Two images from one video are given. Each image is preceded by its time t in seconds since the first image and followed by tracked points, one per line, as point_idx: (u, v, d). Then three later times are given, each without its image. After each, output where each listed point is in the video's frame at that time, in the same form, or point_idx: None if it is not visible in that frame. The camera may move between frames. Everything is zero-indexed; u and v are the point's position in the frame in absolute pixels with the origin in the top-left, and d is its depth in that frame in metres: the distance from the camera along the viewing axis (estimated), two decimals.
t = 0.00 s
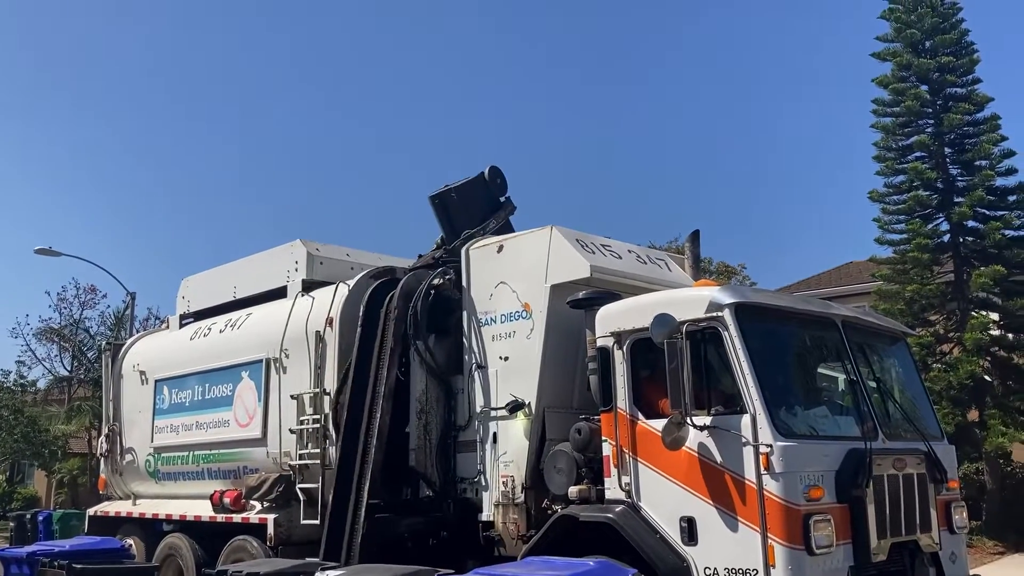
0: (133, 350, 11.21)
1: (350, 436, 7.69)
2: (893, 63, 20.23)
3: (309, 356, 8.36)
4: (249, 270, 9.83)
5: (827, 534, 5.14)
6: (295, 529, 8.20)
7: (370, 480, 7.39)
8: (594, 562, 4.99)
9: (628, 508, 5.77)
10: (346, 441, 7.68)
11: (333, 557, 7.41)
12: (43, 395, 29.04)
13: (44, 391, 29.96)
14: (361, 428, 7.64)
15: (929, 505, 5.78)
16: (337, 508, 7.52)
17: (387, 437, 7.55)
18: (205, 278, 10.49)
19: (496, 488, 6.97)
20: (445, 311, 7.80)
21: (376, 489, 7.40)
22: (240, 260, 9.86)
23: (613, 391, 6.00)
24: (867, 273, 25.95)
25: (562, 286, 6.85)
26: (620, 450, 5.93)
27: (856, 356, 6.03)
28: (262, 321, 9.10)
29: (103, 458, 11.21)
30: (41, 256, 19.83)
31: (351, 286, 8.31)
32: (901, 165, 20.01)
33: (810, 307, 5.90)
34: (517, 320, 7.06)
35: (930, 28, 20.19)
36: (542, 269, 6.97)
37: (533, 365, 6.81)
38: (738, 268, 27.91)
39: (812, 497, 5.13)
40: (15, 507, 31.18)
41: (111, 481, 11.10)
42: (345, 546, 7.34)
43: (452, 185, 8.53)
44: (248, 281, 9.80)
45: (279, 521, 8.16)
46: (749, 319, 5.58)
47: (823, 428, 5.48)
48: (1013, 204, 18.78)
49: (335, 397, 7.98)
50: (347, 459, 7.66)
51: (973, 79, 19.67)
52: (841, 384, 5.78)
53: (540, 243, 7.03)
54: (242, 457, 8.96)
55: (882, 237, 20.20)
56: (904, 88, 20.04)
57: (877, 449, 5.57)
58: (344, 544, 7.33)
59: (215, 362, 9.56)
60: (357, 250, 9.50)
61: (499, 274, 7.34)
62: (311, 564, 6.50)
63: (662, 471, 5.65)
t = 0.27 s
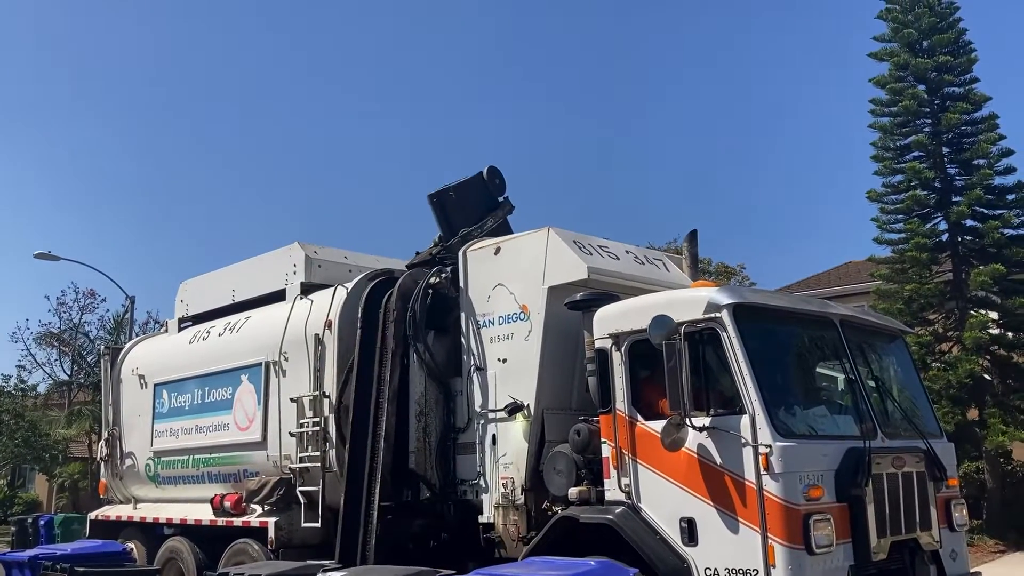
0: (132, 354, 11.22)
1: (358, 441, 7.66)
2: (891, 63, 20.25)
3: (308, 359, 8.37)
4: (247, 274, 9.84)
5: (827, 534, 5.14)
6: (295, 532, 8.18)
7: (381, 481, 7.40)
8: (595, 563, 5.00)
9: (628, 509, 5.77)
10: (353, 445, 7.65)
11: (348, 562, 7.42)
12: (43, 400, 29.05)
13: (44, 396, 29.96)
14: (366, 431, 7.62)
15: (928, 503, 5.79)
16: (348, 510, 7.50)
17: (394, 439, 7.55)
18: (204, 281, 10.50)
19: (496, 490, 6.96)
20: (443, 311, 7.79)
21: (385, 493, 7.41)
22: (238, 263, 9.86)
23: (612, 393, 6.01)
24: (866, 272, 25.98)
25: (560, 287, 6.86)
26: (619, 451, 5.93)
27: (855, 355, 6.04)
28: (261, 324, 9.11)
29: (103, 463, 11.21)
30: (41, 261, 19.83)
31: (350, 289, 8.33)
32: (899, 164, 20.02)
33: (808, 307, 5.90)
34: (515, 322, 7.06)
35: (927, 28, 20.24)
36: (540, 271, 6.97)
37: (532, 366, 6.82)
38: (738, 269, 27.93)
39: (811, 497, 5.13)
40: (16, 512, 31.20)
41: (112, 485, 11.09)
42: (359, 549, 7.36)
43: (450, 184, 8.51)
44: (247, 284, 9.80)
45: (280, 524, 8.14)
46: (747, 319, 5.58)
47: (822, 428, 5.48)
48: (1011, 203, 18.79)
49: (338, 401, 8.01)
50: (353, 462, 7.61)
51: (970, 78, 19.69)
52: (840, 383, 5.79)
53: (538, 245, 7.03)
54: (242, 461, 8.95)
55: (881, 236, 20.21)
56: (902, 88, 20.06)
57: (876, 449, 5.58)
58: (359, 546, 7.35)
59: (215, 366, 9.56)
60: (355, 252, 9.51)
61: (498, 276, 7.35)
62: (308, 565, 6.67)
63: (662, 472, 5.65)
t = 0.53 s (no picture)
0: (133, 357, 11.22)
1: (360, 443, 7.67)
2: (891, 62, 20.26)
3: (309, 361, 8.37)
4: (249, 276, 9.84)
5: (830, 533, 5.14)
6: (297, 534, 8.13)
7: (382, 482, 7.38)
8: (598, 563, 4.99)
9: (631, 509, 5.77)
10: (355, 448, 7.63)
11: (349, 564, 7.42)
12: (44, 404, 29.04)
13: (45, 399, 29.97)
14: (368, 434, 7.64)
15: (931, 503, 5.78)
16: (349, 513, 7.49)
17: (396, 441, 7.52)
18: (205, 284, 10.50)
19: (498, 491, 6.96)
20: (444, 313, 7.80)
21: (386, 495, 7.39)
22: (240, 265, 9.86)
23: (614, 394, 6.00)
24: (867, 272, 25.99)
25: (562, 288, 6.85)
26: (622, 451, 5.92)
27: (857, 355, 6.03)
28: (263, 327, 9.10)
29: (105, 466, 11.20)
30: (42, 265, 19.83)
31: (352, 291, 8.32)
32: (899, 164, 20.02)
33: (810, 306, 5.90)
34: (517, 323, 7.06)
35: (926, 27, 20.22)
36: (541, 271, 6.97)
37: (534, 367, 6.81)
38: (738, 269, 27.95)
39: (815, 497, 5.12)
40: (17, 516, 31.20)
41: (113, 488, 11.09)
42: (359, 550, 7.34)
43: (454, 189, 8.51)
44: (248, 286, 9.80)
45: (281, 526, 8.09)
46: (749, 319, 5.58)
47: (824, 427, 5.48)
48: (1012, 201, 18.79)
49: (342, 403, 8.03)
50: (356, 464, 7.59)
51: (970, 77, 19.70)
52: (842, 383, 5.78)
53: (540, 246, 7.03)
54: (244, 463, 8.95)
55: (881, 235, 20.22)
56: (902, 87, 20.07)
57: (879, 448, 5.57)
58: (360, 547, 7.34)
59: (216, 368, 9.56)
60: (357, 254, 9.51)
61: (499, 277, 7.35)
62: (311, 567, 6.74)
63: (664, 472, 5.65)
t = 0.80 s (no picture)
0: (138, 361, 11.23)
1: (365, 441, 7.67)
2: (893, 61, 20.24)
3: (313, 363, 8.37)
4: (252, 278, 9.85)
5: (836, 533, 5.13)
6: (302, 536, 8.13)
7: (387, 486, 7.34)
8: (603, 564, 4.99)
9: (635, 510, 5.78)
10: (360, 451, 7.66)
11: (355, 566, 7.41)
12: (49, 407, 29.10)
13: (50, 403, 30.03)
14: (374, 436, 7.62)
15: (937, 502, 5.76)
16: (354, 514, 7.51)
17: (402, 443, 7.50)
18: (209, 287, 10.51)
19: (502, 492, 6.96)
20: (448, 314, 7.74)
21: (393, 496, 7.36)
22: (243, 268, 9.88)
23: (619, 395, 6.00)
24: (871, 271, 25.98)
25: (566, 289, 6.85)
26: (626, 452, 5.92)
27: (861, 354, 6.02)
28: (267, 329, 9.11)
29: (110, 469, 11.21)
30: (46, 268, 19.87)
31: (354, 294, 8.29)
32: (903, 163, 20.00)
33: (815, 306, 5.89)
34: (520, 323, 7.06)
35: (929, 26, 20.20)
36: (545, 272, 6.97)
37: (538, 368, 6.80)
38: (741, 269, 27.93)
39: (820, 496, 5.11)
40: (23, 519, 31.26)
41: (119, 492, 11.11)
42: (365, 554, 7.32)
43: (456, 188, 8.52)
44: (252, 289, 9.82)
45: (286, 529, 8.09)
46: (753, 318, 5.57)
47: (829, 427, 5.47)
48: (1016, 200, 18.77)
49: (346, 405, 7.99)
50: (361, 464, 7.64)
51: (973, 76, 19.68)
52: (847, 382, 5.77)
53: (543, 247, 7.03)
54: (249, 466, 8.95)
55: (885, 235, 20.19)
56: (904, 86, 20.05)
57: (884, 448, 5.56)
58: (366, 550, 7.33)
59: (220, 371, 9.56)
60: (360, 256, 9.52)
61: (503, 278, 7.35)
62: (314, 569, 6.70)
63: (669, 472, 5.65)
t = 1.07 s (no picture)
0: (147, 363, 11.26)
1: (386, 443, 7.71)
2: (901, 59, 20.16)
3: (322, 364, 8.37)
4: (260, 280, 9.86)
5: (847, 533, 5.10)
6: (312, 538, 8.16)
7: (412, 485, 7.43)
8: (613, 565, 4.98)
9: (646, 510, 5.76)
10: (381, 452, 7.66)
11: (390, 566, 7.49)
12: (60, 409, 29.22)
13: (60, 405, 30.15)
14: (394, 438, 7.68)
15: (949, 501, 5.73)
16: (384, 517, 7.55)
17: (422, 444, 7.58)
18: (217, 288, 10.53)
19: (512, 493, 6.94)
20: (456, 311, 7.78)
21: (422, 496, 7.46)
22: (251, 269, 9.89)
23: (629, 395, 5.98)
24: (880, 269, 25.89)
25: (574, 289, 6.84)
26: (636, 452, 5.90)
27: (871, 352, 5.99)
28: (275, 331, 9.12)
29: (120, 471, 11.25)
30: (57, 271, 19.95)
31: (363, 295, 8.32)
32: (912, 161, 19.92)
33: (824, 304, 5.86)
34: (529, 324, 7.05)
35: (937, 23, 20.11)
36: (553, 273, 6.96)
37: (547, 367, 6.79)
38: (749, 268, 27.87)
39: (831, 496, 5.09)
40: (33, 521, 31.40)
41: (129, 494, 11.14)
42: (401, 553, 7.42)
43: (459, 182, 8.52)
44: (260, 290, 9.83)
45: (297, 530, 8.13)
46: (761, 318, 5.55)
47: (839, 426, 5.44)
48: None
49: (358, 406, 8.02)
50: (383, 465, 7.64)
51: (982, 73, 19.59)
52: (857, 381, 5.74)
53: (550, 247, 7.02)
54: (258, 467, 8.97)
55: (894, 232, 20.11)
56: (913, 84, 19.97)
57: (895, 446, 5.53)
58: (400, 550, 7.42)
59: (229, 373, 9.58)
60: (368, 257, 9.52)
61: (511, 278, 7.34)
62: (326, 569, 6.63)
63: (679, 472, 5.63)
